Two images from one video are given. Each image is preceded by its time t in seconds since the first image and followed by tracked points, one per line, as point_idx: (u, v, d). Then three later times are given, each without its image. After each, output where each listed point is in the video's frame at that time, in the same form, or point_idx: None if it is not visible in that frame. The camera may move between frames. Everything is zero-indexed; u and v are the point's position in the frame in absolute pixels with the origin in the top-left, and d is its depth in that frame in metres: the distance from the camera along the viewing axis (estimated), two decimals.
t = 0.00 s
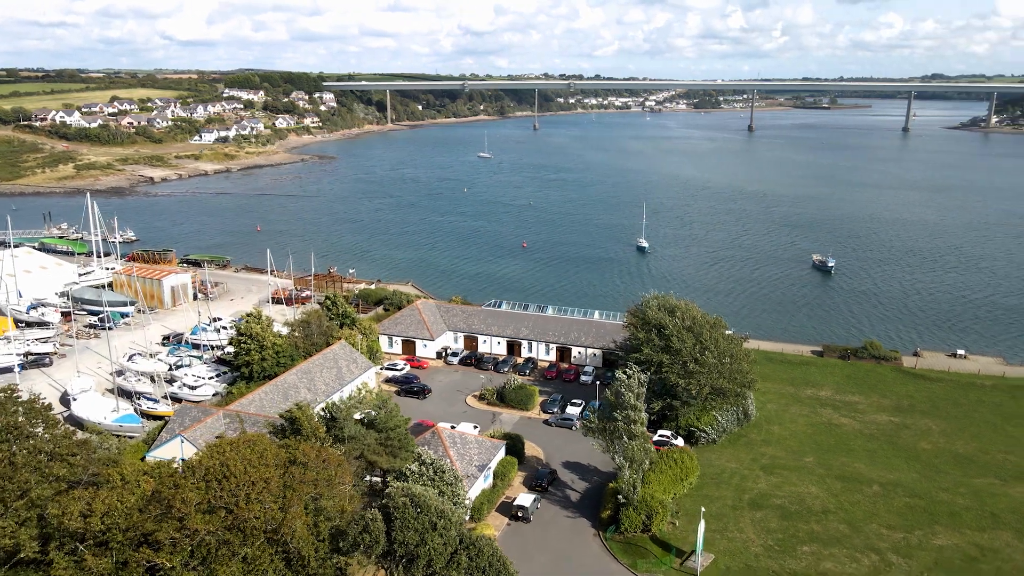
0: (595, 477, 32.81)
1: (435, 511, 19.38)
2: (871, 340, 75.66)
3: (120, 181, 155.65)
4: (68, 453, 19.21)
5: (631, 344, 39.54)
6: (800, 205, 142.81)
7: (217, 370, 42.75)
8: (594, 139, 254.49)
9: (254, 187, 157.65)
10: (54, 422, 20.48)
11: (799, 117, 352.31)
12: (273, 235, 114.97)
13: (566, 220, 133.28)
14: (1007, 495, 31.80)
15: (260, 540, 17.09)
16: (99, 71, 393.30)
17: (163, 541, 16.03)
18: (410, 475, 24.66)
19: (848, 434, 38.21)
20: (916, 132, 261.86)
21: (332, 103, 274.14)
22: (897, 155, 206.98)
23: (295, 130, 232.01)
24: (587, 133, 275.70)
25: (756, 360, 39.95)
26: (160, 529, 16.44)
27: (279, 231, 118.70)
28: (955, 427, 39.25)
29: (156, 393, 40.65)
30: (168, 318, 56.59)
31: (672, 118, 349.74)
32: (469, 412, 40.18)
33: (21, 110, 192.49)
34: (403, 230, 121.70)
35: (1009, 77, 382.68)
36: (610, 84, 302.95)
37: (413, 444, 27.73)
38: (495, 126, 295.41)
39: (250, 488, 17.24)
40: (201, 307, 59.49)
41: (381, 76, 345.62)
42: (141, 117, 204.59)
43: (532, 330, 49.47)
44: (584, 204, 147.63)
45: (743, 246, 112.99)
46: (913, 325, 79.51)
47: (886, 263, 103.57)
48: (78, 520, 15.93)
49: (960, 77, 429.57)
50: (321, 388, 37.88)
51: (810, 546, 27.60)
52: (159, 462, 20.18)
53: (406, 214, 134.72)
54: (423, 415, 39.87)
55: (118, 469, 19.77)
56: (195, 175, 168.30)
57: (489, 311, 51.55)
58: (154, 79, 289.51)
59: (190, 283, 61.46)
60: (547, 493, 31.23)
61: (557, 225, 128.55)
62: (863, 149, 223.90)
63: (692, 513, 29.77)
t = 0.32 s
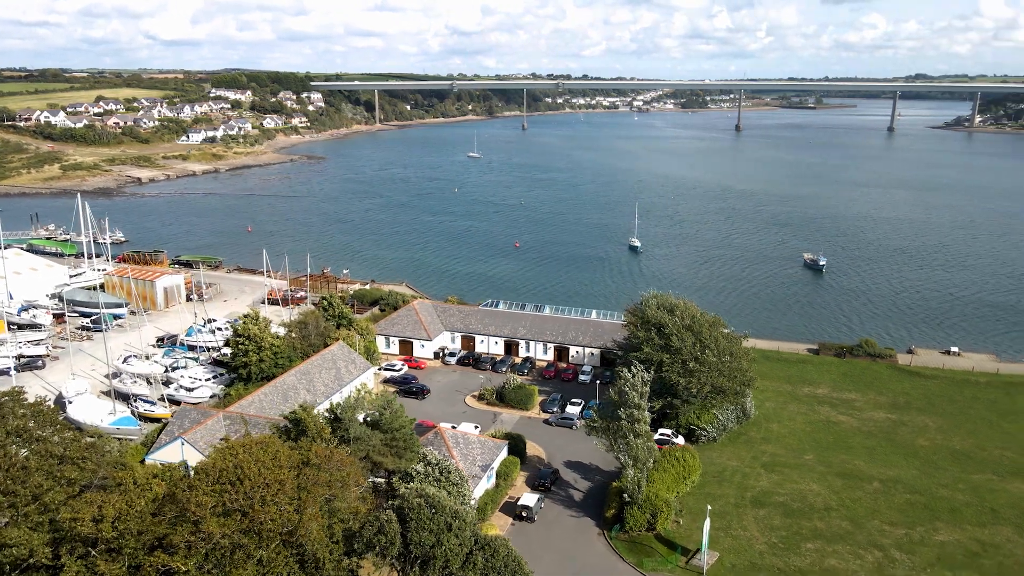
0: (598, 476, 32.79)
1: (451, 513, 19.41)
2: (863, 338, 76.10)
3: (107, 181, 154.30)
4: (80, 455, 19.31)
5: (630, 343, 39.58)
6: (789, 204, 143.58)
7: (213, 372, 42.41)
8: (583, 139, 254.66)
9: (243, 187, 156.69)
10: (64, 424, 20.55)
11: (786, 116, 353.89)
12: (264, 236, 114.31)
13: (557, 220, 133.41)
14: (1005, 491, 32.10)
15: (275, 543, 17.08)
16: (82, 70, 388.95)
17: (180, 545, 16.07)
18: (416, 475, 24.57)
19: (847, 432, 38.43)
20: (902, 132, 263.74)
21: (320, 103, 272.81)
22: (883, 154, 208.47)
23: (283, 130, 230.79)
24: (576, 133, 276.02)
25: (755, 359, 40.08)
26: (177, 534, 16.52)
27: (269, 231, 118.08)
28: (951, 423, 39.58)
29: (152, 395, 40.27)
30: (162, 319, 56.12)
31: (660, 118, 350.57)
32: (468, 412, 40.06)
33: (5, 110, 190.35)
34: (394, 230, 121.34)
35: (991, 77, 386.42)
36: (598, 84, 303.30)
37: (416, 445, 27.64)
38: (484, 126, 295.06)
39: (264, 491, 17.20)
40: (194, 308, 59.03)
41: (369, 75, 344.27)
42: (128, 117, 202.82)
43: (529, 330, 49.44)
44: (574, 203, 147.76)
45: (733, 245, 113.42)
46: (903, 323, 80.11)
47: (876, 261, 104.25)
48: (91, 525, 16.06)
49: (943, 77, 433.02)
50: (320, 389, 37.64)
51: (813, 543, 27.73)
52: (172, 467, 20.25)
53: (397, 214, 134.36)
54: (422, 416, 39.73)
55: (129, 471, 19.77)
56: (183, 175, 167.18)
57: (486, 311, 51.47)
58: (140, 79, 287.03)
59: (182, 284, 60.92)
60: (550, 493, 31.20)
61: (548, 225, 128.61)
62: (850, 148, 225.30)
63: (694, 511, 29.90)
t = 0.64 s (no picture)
0: (600, 476, 32.80)
1: (465, 514, 19.83)
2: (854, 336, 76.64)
3: (94, 182, 152.93)
4: (92, 456, 19.16)
5: (630, 341, 39.58)
6: (779, 203, 144.30)
7: (210, 373, 42.16)
8: (572, 139, 254.85)
9: (233, 187, 155.80)
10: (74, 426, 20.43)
11: (772, 116, 355.59)
12: (255, 237, 113.65)
13: (548, 219, 133.52)
14: (1004, 487, 32.39)
15: (292, 546, 17.09)
16: (66, 70, 384.11)
17: (195, 548, 16.08)
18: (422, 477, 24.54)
19: (845, 429, 38.64)
20: (888, 131, 265.55)
21: (308, 103, 271.44)
22: (870, 154, 209.84)
23: (271, 130, 229.63)
24: (565, 133, 276.19)
25: (755, 357, 40.18)
26: (193, 537, 16.51)
27: (259, 232, 117.44)
28: (948, 420, 39.89)
29: (149, 397, 39.93)
30: (156, 321, 55.72)
31: (649, 118, 351.22)
32: (468, 412, 39.94)
33: None
34: (386, 231, 121.01)
35: (974, 77, 389.79)
36: (586, 84, 303.49)
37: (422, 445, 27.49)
38: (473, 126, 294.66)
39: (280, 493, 17.16)
40: (189, 310, 58.74)
41: (356, 76, 342.91)
42: (114, 117, 201.07)
43: (527, 330, 49.36)
44: (565, 203, 147.96)
45: (725, 244, 113.91)
46: (893, 320, 80.75)
47: (867, 260, 104.93)
48: (103, 530, 16.14)
49: (928, 77, 435.98)
50: (319, 390, 37.48)
51: (817, 540, 27.86)
52: (183, 471, 20.20)
53: (388, 214, 133.98)
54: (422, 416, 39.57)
55: (141, 474, 19.59)
56: (171, 176, 166.01)
57: (483, 311, 51.39)
58: (125, 79, 284.54)
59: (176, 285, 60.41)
60: (553, 492, 31.19)
61: (540, 225, 128.69)
62: (837, 147, 226.60)
63: (697, 508, 30.06)
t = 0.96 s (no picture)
0: (602, 475, 32.81)
1: (480, 515, 20.03)
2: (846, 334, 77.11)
3: (81, 182, 151.42)
4: (104, 460, 19.25)
5: (630, 340, 39.66)
6: (768, 203, 145.04)
7: (207, 375, 41.87)
8: (561, 139, 254.91)
9: (221, 188, 154.77)
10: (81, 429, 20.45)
11: (760, 116, 357.24)
12: (245, 237, 112.93)
13: (540, 219, 133.51)
14: (1002, 482, 32.70)
15: (307, 548, 17.40)
16: (50, 70, 379.83)
17: (211, 552, 16.36)
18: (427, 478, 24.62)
19: (843, 427, 38.85)
20: (874, 131, 267.48)
21: (296, 103, 269.99)
22: (857, 153, 211.21)
23: (259, 130, 228.24)
24: (553, 132, 276.26)
25: (753, 356, 40.30)
26: (208, 540, 16.73)
27: (249, 232, 116.75)
28: (944, 417, 40.21)
29: (146, 399, 39.63)
30: (149, 322, 55.24)
31: (637, 118, 351.97)
32: (468, 413, 39.82)
33: None
34: (377, 231, 120.65)
35: (955, 78, 394.88)
36: (575, 84, 303.67)
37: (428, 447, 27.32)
38: (461, 126, 294.19)
39: (295, 496, 17.48)
40: (183, 311, 58.33)
41: (344, 76, 341.40)
42: (100, 117, 199.21)
43: (524, 330, 49.33)
44: (556, 202, 148.01)
45: (716, 243, 114.37)
46: (884, 318, 81.35)
47: (857, 258, 105.62)
48: (116, 535, 16.74)
49: (911, 77, 439.57)
50: (318, 392, 37.30)
51: (821, 538, 27.99)
52: (195, 474, 20.41)
53: (379, 215, 133.59)
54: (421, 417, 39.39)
55: (150, 477, 19.61)
56: (159, 176, 164.72)
57: (480, 311, 51.28)
58: (111, 79, 281.76)
59: (168, 287, 59.90)
60: (556, 492, 31.16)
61: (531, 224, 128.73)
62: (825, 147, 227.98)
63: (701, 507, 30.12)
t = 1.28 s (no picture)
0: (604, 475, 32.86)
1: (494, 515, 20.36)
2: (837, 332, 77.58)
3: (67, 183, 150.00)
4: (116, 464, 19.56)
5: (630, 339, 39.75)
6: (758, 202, 145.82)
7: (204, 377, 41.61)
8: (550, 139, 254.91)
9: (211, 188, 153.83)
10: (91, 435, 20.73)
11: (747, 115, 358.70)
12: (235, 238, 112.25)
13: (531, 219, 133.52)
14: (1000, 479, 33.02)
15: (323, 550, 17.80)
16: (34, 69, 375.35)
17: (229, 554, 16.74)
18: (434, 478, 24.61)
19: (841, 424, 39.09)
20: (860, 131, 269.21)
21: (284, 103, 268.44)
22: (844, 153, 212.56)
23: (247, 131, 226.82)
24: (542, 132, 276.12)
25: (752, 355, 40.46)
26: (224, 543, 17.13)
27: (240, 233, 116.02)
28: (940, 414, 40.52)
29: (142, 402, 39.34)
30: (142, 324, 54.80)
31: (626, 117, 352.42)
32: (467, 413, 39.74)
33: None
34: (369, 231, 120.23)
35: (939, 78, 398.48)
36: (563, 84, 303.68)
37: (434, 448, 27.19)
38: (450, 126, 293.57)
39: (313, 498, 17.95)
40: (175, 313, 57.94)
41: (332, 76, 339.79)
42: (86, 117, 197.29)
43: (521, 330, 49.27)
44: (547, 202, 148.13)
45: (707, 242, 114.84)
46: (875, 316, 82.00)
47: (847, 257, 106.34)
48: (129, 539, 16.88)
49: (896, 77, 442.67)
50: (318, 393, 37.11)
51: (823, 535, 28.17)
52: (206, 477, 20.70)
53: (370, 215, 133.16)
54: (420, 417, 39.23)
55: (161, 480, 20.05)
56: (146, 177, 163.30)
57: (477, 311, 51.19)
58: (95, 79, 278.99)
59: (161, 289, 59.48)
60: (559, 492, 31.16)
61: (523, 224, 128.73)
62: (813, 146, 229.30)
63: (704, 505, 30.26)
